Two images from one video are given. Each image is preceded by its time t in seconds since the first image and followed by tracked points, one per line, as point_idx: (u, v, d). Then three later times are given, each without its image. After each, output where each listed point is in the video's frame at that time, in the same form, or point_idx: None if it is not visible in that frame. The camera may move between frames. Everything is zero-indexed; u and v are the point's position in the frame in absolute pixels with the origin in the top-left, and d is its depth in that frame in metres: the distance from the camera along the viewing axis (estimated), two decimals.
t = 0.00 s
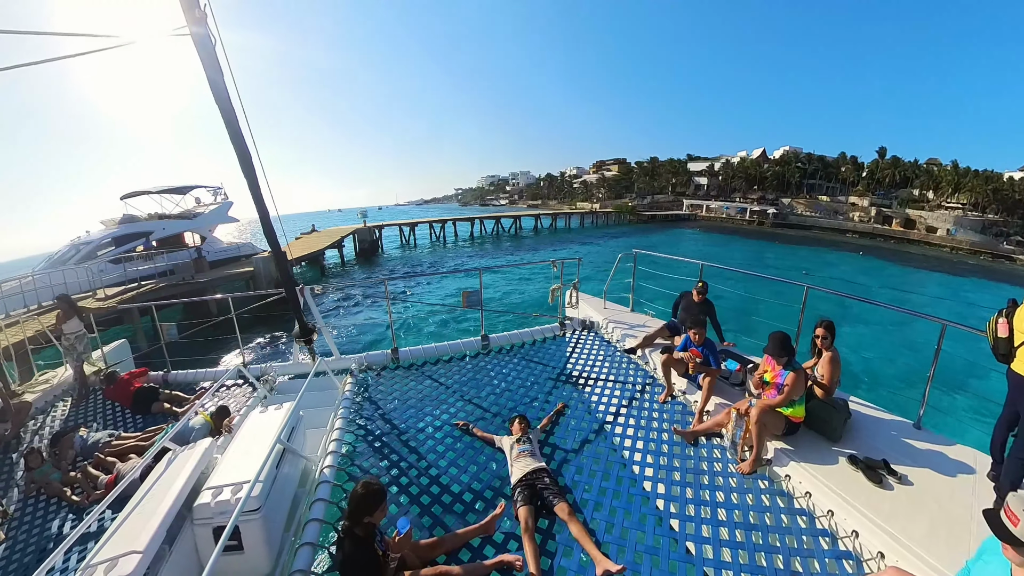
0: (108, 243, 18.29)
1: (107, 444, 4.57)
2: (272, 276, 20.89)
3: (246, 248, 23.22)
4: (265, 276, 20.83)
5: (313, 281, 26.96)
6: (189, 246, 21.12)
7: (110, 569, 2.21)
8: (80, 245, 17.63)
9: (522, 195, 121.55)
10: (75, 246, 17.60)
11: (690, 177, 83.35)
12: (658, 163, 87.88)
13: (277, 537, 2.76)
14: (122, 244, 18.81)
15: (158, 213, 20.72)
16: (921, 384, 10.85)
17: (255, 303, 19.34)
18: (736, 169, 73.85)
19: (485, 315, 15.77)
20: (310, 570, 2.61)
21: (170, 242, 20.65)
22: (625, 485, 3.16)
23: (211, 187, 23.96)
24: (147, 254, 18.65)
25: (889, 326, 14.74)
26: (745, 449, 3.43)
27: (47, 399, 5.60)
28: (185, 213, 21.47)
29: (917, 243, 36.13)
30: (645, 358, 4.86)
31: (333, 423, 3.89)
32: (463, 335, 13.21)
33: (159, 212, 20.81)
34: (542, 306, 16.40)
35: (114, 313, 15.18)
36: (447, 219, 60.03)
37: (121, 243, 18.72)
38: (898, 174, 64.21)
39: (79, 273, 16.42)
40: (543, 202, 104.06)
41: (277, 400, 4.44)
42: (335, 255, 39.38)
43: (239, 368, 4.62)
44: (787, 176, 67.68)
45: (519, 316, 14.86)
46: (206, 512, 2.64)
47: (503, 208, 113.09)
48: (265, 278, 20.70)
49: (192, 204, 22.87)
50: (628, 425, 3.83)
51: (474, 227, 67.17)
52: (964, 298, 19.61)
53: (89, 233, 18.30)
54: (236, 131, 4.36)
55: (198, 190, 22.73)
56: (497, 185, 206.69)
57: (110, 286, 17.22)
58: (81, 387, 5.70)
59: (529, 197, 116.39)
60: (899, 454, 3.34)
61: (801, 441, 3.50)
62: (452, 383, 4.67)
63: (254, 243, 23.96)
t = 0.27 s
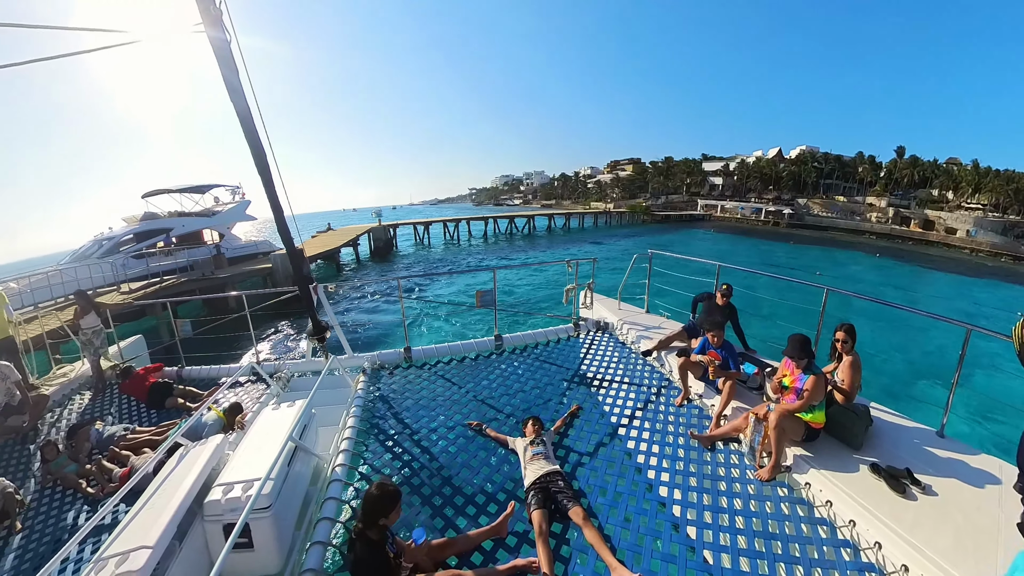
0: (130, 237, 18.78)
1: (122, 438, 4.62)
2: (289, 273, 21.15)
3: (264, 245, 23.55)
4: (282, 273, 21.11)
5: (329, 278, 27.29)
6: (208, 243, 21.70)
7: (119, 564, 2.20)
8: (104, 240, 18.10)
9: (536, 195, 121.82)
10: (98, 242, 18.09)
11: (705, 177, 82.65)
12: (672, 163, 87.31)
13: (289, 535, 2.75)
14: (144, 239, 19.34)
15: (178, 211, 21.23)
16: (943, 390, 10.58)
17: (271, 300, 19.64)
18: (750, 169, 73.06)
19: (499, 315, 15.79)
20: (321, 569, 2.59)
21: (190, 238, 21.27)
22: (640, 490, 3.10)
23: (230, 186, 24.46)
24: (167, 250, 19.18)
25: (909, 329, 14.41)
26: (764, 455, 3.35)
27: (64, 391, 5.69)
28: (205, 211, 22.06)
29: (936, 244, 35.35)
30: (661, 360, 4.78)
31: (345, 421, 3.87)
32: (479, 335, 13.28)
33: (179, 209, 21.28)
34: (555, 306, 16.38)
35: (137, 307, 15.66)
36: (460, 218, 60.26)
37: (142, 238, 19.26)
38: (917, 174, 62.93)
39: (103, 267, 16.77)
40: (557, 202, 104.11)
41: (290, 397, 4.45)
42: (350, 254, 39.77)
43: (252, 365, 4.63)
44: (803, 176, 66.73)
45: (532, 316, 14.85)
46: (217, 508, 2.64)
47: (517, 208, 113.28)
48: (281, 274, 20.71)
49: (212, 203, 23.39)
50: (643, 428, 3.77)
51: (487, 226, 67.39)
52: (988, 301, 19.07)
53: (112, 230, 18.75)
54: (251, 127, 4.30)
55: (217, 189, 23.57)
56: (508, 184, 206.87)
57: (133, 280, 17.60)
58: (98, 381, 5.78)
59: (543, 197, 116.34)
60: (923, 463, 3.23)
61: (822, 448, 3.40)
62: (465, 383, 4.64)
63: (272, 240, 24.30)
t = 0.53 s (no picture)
0: (154, 234, 19.11)
1: (142, 430, 4.72)
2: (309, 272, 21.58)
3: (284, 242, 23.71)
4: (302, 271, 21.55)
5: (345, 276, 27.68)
6: (230, 240, 21.97)
7: (137, 555, 2.24)
8: (130, 236, 18.40)
9: (552, 195, 121.83)
10: (124, 238, 18.34)
11: (722, 177, 81.66)
12: (688, 163, 86.53)
13: (304, 530, 2.78)
14: (167, 236, 19.69)
15: (200, 208, 21.38)
16: (968, 398, 10.28)
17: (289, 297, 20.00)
18: (768, 168, 71.98)
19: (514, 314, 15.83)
20: (336, 565, 2.60)
21: (212, 236, 21.56)
22: (656, 494, 3.07)
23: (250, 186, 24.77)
24: (190, 246, 19.67)
25: (932, 334, 14.05)
26: (783, 462, 3.29)
27: (86, 383, 5.82)
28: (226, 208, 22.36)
29: (959, 246, 34.42)
30: (678, 363, 4.72)
31: (361, 419, 3.90)
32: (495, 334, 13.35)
33: (201, 207, 21.47)
34: (569, 306, 16.36)
35: (158, 301, 15.88)
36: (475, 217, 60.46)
37: (166, 234, 19.59)
38: (940, 173, 61.31)
39: (130, 262, 17.50)
40: (573, 202, 104.08)
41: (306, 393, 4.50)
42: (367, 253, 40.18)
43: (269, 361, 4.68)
44: (822, 176, 65.47)
45: (548, 316, 14.87)
46: (234, 502, 2.67)
47: (533, 209, 113.35)
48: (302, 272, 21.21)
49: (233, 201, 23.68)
50: (659, 432, 3.73)
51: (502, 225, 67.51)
52: (1015, 305, 18.47)
53: (137, 227, 19.00)
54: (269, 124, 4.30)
55: (239, 189, 23.90)
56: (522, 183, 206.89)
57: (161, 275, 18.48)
58: (118, 374, 5.89)
59: (560, 197, 116.13)
60: (948, 474, 3.13)
61: (843, 456, 3.32)
62: (479, 383, 4.64)
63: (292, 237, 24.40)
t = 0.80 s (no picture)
0: (179, 231, 20.00)
1: (164, 421, 4.83)
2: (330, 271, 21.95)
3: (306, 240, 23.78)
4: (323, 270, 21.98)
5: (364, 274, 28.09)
6: (253, 238, 22.34)
7: (160, 542, 2.29)
8: (159, 234, 19.44)
9: (571, 194, 121.75)
10: (152, 236, 19.41)
11: (741, 177, 80.50)
12: (707, 163, 85.52)
13: (322, 524, 2.81)
14: (192, 233, 20.38)
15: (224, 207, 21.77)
16: (998, 407, 9.93)
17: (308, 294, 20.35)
18: (789, 168, 70.73)
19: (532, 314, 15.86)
20: (353, 559, 2.62)
21: (237, 234, 22.03)
22: (673, 498, 3.05)
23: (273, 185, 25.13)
24: (214, 244, 20.31)
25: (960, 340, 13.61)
26: (804, 468, 3.23)
27: (110, 375, 5.98)
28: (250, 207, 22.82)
29: (986, 249, 33.29)
30: (696, 365, 4.67)
31: (378, 415, 3.93)
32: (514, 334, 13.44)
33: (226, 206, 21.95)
34: (586, 306, 16.36)
35: (182, 296, 16.29)
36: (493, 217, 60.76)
37: (192, 232, 20.33)
38: (967, 173, 59.32)
39: (159, 258, 18.49)
40: (592, 203, 104.01)
41: (324, 389, 4.56)
42: (383, 251, 40.58)
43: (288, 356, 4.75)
44: (844, 176, 64.01)
45: (564, 316, 14.88)
46: (252, 495, 2.70)
47: (548, 208, 113.26)
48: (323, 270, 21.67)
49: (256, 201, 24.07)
50: (678, 435, 3.70)
51: (520, 225, 67.73)
52: None
53: (164, 225, 20.03)
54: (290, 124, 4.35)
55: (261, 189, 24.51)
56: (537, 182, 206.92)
57: (188, 269, 19.32)
58: (141, 367, 6.03)
59: (576, 196, 115.87)
60: (974, 486, 3.04)
61: (865, 464, 3.25)
62: (496, 382, 4.65)
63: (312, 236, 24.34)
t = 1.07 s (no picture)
0: (205, 228, 20.35)
1: (185, 414, 4.93)
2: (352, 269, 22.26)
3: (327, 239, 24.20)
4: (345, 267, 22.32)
5: (384, 271, 28.49)
6: (276, 235, 22.84)
7: (177, 534, 2.32)
8: (185, 231, 19.82)
9: (590, 194, 121.51)
10: (179, 232, 19.77)
11: (762, 177, 79.33)
12: (727, 163, 84.46)
13: (337, 521, 2.82)
14: (218, 230, 20.84)
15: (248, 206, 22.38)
16: None
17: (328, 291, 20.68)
18: (811, 168, 69.43)
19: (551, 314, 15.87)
20: (367, 556, 2.63)
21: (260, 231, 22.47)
22: (692, 505, 3.00)
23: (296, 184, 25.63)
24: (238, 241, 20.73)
25: (992, 348, 13.12)
26: (828, 478, 3.15)
27: (133, 368, 6.11)
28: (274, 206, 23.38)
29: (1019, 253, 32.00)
30: (716, 369, 4.60)
31: (395, 412, 3.95)
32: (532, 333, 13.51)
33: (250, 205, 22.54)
34: (604, 307, 16.34)
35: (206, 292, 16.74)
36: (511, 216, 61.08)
37: (217, 228, 20.81)
38: (992, 173, 56.74)
39: (188, 254, 18.91)
40: (609, 203, 103.47)
41: (341, 385, 4.61)
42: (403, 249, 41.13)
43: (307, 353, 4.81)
44: (867, 176, 62.42)
45: (583, 317, 14.87)
46: (269, 489, 2.73)
47: (568, 208, 113.35)
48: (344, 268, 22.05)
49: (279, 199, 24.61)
50: (697, 440, 3.64)
51: (538, 224, 67.98)
52: None
53: (191, 222, 20.41)
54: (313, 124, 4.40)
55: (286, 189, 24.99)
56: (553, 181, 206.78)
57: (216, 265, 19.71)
58: (162, 360, 6.15)
59: (595, 196, 115.46)
60: (1007, 502, 2.91)
61: (892, 475, 3.14)
62: (513, 381, 4.64)
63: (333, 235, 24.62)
